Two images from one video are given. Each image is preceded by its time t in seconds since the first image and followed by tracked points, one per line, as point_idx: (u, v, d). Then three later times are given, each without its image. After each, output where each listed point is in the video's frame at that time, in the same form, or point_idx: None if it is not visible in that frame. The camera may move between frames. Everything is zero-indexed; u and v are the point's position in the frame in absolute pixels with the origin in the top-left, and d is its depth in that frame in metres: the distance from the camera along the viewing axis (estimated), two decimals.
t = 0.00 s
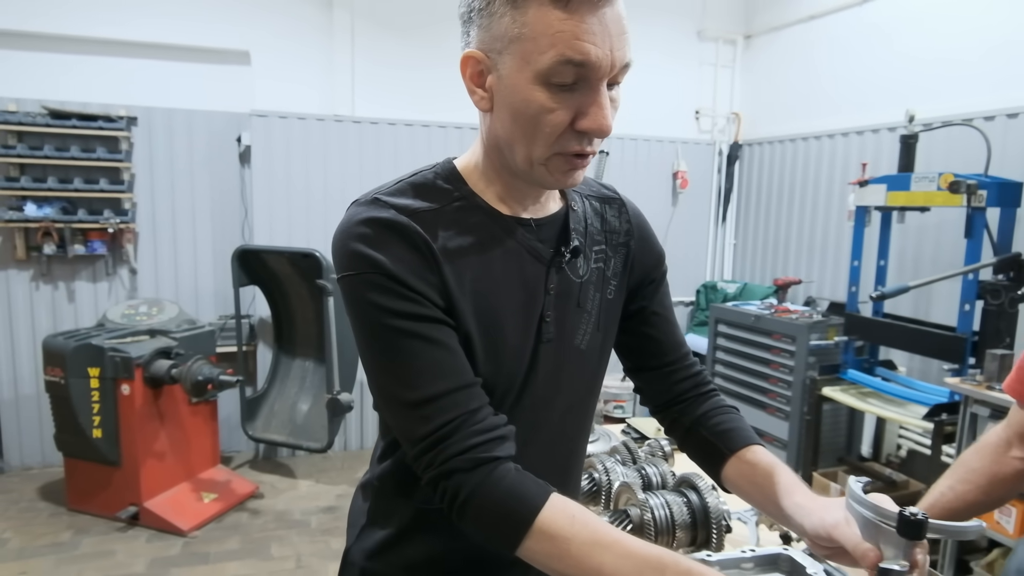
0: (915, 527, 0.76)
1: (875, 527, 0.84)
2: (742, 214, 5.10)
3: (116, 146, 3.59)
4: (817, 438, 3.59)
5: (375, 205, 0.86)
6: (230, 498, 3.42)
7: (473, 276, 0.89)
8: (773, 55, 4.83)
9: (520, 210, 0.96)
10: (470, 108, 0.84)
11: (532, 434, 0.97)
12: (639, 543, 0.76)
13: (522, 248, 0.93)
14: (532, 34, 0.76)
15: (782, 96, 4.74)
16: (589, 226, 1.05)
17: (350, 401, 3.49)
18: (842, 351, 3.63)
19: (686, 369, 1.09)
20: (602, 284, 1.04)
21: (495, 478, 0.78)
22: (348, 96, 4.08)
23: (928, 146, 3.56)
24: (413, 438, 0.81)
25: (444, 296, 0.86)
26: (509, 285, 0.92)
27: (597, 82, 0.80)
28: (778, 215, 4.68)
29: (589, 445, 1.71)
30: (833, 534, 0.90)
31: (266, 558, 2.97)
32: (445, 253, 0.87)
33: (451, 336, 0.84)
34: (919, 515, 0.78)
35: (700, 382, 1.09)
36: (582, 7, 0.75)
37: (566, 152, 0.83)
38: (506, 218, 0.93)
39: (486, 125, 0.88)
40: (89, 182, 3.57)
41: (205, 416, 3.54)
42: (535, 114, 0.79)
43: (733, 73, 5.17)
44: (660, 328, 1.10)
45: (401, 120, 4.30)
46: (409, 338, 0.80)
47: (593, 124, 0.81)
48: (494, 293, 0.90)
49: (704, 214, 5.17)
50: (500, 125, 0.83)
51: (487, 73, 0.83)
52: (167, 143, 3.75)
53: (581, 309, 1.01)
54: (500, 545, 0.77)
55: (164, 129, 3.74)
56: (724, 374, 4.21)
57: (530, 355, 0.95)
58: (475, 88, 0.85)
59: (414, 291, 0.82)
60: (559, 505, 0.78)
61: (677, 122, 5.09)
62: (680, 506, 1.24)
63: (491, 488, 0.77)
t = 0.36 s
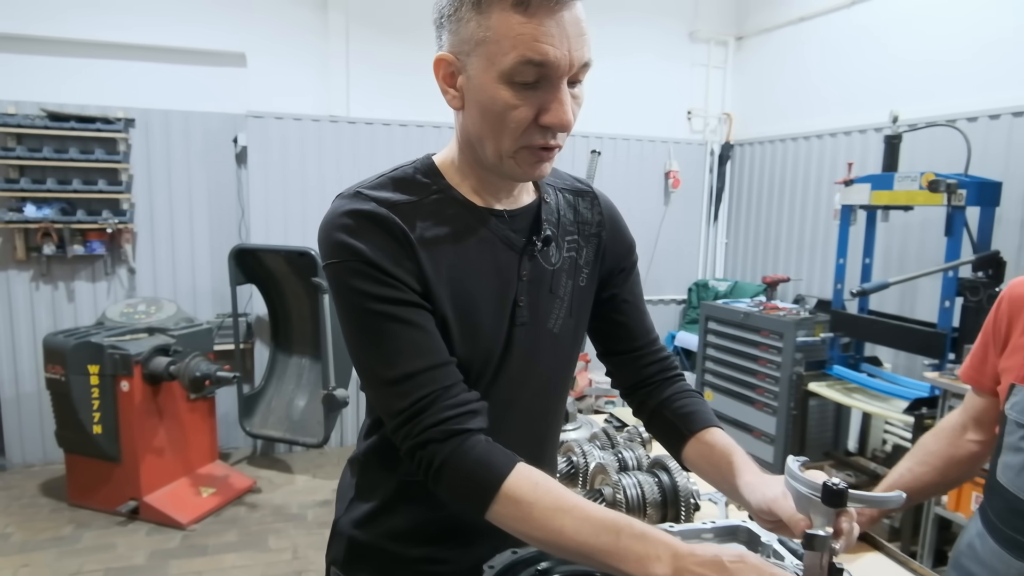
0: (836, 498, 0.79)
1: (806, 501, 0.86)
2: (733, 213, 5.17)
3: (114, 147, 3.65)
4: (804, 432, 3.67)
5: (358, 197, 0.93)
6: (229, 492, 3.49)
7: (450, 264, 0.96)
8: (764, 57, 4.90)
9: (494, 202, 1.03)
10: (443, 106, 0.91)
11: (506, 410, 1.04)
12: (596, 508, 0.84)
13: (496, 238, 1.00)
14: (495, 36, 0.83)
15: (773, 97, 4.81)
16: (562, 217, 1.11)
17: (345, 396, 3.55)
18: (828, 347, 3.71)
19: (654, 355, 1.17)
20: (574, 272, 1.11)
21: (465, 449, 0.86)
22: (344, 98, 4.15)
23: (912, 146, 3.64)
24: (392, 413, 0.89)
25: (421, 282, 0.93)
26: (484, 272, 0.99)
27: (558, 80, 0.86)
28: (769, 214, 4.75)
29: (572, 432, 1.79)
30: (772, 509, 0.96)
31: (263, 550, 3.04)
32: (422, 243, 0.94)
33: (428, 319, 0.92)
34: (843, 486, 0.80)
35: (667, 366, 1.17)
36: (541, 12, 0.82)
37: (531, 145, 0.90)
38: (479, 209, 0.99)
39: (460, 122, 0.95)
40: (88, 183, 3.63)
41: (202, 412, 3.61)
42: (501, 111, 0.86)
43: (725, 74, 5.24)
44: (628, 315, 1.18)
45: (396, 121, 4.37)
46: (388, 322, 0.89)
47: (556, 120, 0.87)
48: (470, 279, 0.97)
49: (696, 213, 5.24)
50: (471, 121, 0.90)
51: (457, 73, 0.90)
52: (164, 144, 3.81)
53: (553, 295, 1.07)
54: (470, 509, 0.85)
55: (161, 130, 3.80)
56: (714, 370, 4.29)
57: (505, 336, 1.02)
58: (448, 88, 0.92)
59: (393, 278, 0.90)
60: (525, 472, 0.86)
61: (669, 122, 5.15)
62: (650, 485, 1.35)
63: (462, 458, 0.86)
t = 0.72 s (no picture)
0: (756, 452, 0.84)
1: (733, 454, 0.93)
2: (724, 194, 5.19)
3: (106, 129, 3.69)
4: (787, 409, 3.74)
5: (320, 164, 0.99)
6: (223, 467, 3.57)
7: (408, 230, 1.01)
8: (756, 37, 4.91)
9: (452, 169, 1.08)
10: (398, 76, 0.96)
11: (464, 370, 1.10)
12: (533, 459, 0.91)
13: (453, 206, 1.05)
14: (441, 6, 0.88)
15: (764, 77, 4.83)
16: (521, 185, 1.15)
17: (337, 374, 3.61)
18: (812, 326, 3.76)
19: (612, 320, 1.23)
20: (534, 239, 1.16)
21: (411, 406, 0.93)
22: (335, 80, 4.18)
23: (897, 125, 3.68)
24: (347, 369, 0.96)
25: (378, 246, 0.99)
26: (441, 238, 1.04)
27: (504, 47, 0.91)
28: (758, 194, 4.78)
29: (546, 401, 1.85)
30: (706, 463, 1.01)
31: (256, 522, 3.12)
32: (379, 208, 0.99)
33: (384, 282, 0.98)
34: (764, 438, 0.84)
35: (623, 332, 1.23)
36: None
37: (482, 111, 0.95)
38: (437, 176, 1.04)
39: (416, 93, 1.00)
40: (81, 164, 3.67)
41: (197, 390, 3.68)
42: (451, 79, 0.91)
43: (717, 55, 5.24)
44: (586, 282, 1.24)
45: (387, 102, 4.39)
46: (345, 284, 0.95)
47: (503, 86, 0.92)
48: (427, 244, 1.03)
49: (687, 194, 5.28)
50: (425, 90, 0.95)
51: (410, 45, 0.95)
52: (156, 126, 3.84)
53: (511, 261, 1.12)
54: (415, 460, 0.93)
55: (153, 112, 3.84)
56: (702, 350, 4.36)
57: (463, 299, 1.08)
58: (403, 59, 0.97)
59: (350, 243, 0.96)
60: (469, 428, 0.93)
61: (661, 103, 5.16)
62: (613, 447, 1.42)
63: (408, 413, 0.93)
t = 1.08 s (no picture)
0: (678, 393, 0.84)
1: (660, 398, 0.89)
2: (739, 164, 5.08)
3: (117, 95, 3.74)
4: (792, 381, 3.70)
5: (262, 109, 0.99)
6: (232, 427, 3.66)
7: (352, 177, 1.01)
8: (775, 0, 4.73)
9: (400, 117, 1.07)
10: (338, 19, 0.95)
11: (416, 319, 1.10)
12: (466, 404, 0.91)
13: (400, 153, 1.05)
14: None
15: (782, 42, 4.68)
16: (477, 135, 1.14)
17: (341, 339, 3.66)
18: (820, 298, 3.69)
19: (570, 275, 1.23)
20: (489, 189, 1.15)
21: (347, 351, 0.93)
22: (342, 46, 4.16)
23: (916, 91, 3.54)
24: (288, 313, 0.97)
25: (321, 192, 0.99)
26: (386, 185, 1.04)
27: None
28: (773, 163, 4.66)
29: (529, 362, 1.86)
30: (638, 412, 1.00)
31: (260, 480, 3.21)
32: (321, 154, 0.99)
33: (326, 228, 0.98)
34: (689, 380, 0.85)
35: (581, 288, 1.23)
36: None
37: (422, 54, 0.93)
38: (384, 123, 1.04)
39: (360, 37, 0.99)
40: (93, 130, 3.74)
41: (208, 350, 3.73)
42: (387, 19, 0.90)
43: (735, 20, 5.09)
44: (546, 234, 1.23)
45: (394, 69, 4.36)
46: (285, 231, 0.96)
47: (440, 26, 0.90)
48: (372, 191, 1.03)
49: (701, 164, 5.18)
50: (365, 32, 0.94)
51: None
52: (166, 92, 3.89)
53: (464, 211, 1.12)
54: (355, 404, 0.93)
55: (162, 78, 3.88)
56: (710, 322, 4.31)
57: (413, 249, 1.07)
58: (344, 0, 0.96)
59: (290, 188, 0.96)
60: (404, 374, 0.93)
61: (676, 70, 5.03)
62: (579, 405, 1.42)
63: (345, 358, 0.93)
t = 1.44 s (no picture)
0: (633, 285, 0.78)
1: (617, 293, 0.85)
2: (789, 93, 4.76)
3: (146, 26, 3.74)
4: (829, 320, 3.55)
5: (212, 9, 0.93)
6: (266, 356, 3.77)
7: (310, 79, 0.96)
8: None
9: (362, 16, 1.01)
10: None
11: (385, 231, 1.06)
12: (423, 314, 0.87)
13: (361, 55, 0.99)
14: None
15: None
16: (448, 37, 1.08)
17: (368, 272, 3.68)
18: (864, 233, 3.48)
19: (554, 187, 1.17)
20: (463, 95, 1.09)
21: (304, 260, 0.90)
22: None
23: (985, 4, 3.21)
24: (246, 222, 0.94)
25: (276, 96, 0.94)
26: (348, 88, 0.99)
27: None
28: (825, 90, 4.34)
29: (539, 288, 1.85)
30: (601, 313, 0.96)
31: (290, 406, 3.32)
32: (276, 56, 0.94)
33: (283, 133, 0.94)
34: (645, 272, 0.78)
35: (564, 201, 1.16)
36: None
37: None
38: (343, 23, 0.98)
39: None
40: (125, 62, 3.76)
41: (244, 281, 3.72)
42: None
43: None
44: (527, 144, 1.16)
45: None
46: (239, 137, 0.92)
47: None
48: (332, 95, 0.98)
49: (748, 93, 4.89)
50: None
51: None
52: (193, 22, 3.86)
53: (434, 117, 1.07)
54: (312, 314, 0.90)
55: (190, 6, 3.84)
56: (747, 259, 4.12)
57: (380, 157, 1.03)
58: None
59: (242, 91, 0.92)
60: (361, 283, 0.88)
61: None
62: (570, 329, 1.40)
63: (300, 267, 0.90)
